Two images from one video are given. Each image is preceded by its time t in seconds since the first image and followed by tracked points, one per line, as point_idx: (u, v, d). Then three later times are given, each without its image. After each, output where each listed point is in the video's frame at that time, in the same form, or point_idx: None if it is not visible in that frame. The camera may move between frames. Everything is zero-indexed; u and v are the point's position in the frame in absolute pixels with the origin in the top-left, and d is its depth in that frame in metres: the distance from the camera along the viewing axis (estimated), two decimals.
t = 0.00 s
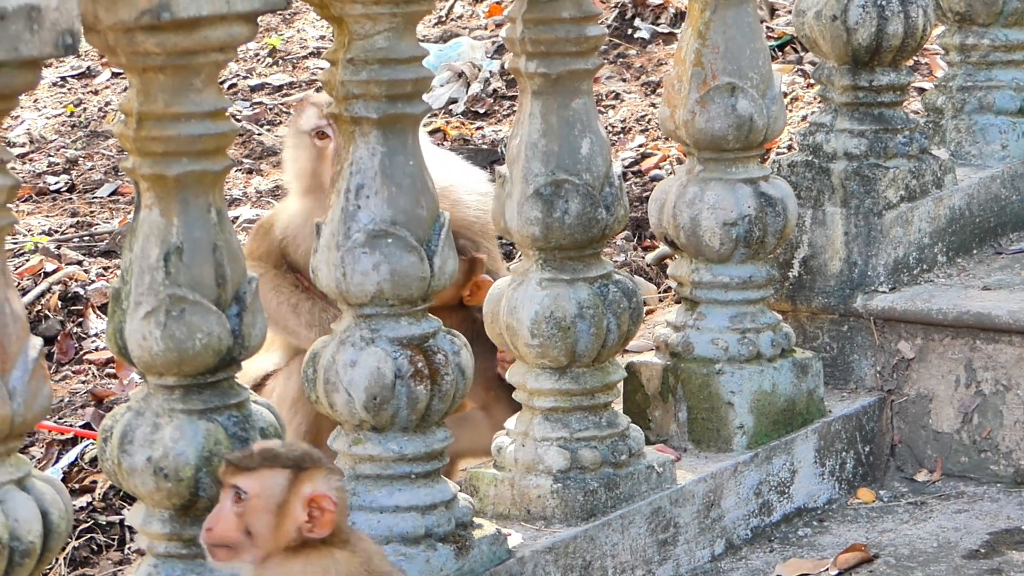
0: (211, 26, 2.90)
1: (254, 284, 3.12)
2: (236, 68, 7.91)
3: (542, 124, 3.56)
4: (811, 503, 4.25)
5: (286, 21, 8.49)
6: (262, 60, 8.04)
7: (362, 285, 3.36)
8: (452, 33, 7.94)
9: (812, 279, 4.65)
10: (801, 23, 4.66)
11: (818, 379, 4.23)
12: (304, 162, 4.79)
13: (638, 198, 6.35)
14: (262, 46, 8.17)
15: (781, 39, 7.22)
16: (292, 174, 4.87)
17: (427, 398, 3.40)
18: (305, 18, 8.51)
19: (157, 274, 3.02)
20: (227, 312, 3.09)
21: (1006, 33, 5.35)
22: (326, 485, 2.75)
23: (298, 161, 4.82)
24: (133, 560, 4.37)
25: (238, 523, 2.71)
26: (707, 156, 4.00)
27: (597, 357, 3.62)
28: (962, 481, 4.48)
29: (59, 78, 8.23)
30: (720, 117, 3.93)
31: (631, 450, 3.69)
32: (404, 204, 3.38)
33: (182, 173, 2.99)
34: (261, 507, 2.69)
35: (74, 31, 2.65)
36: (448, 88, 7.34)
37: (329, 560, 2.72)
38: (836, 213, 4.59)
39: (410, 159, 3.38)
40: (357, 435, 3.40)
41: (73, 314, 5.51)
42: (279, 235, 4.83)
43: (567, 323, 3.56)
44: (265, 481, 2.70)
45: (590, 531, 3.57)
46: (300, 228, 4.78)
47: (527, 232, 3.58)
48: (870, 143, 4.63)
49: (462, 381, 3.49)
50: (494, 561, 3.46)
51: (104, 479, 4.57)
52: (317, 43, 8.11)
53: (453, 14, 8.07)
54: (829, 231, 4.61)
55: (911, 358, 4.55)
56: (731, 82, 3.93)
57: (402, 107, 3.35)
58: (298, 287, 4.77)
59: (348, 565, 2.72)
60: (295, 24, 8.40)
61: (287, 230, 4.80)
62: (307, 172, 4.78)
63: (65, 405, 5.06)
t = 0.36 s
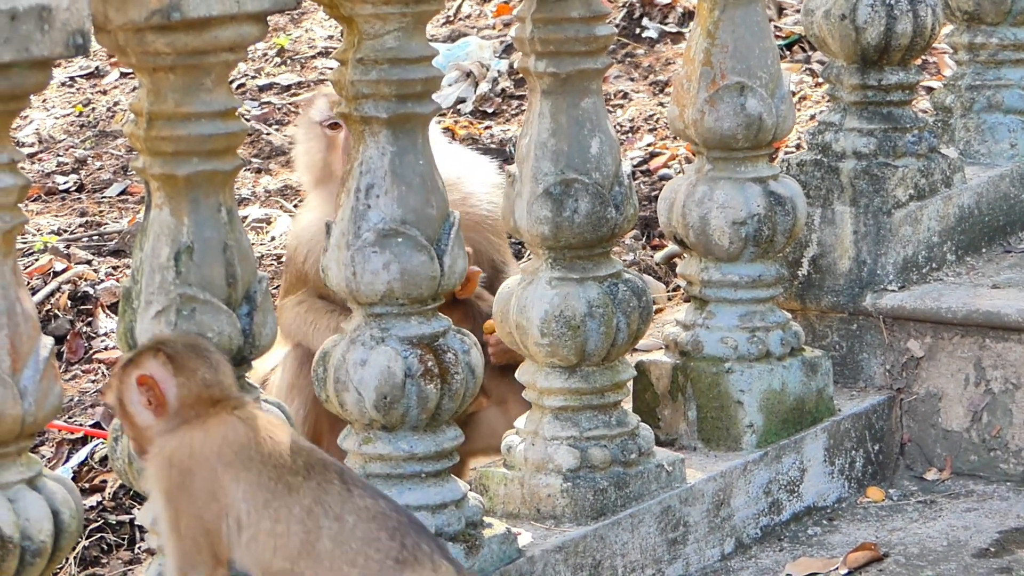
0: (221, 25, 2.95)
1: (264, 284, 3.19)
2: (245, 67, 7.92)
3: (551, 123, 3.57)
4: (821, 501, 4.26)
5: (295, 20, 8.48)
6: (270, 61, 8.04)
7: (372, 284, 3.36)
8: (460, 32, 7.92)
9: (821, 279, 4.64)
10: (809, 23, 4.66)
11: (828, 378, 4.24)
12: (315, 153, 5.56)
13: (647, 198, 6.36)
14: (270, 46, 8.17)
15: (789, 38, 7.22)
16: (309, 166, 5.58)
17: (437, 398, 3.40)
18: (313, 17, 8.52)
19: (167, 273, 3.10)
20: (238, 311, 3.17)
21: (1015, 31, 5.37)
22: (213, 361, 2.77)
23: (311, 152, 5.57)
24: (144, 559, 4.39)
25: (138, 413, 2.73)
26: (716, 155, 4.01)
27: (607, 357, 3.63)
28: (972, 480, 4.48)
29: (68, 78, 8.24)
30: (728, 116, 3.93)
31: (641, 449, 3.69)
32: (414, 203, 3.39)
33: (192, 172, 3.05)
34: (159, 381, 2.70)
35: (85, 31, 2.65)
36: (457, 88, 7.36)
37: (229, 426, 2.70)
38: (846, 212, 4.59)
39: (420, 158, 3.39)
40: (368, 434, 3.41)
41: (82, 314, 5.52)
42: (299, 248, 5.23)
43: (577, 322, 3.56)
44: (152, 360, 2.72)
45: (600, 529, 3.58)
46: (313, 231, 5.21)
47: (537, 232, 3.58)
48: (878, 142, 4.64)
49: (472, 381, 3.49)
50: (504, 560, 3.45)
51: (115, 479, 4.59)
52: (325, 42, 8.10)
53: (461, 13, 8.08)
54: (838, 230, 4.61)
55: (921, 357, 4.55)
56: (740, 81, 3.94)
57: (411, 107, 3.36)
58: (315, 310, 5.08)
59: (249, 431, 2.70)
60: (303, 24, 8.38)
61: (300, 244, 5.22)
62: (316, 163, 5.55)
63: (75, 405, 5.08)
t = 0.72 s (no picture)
0: (233, 28, 2.96)
1: (276, 285, 3.22)
2: (256, 68, 7.93)
3: (563, 124, 3.57)
4: (832, 503, 4.26)
5: (307, 22, 8.49)
6: (282, 62, 8.04)
7: (384, 286, 3.36)
8: (471, 34, 7.91)
9: (833, 280, 4.66)
10: (821, 24, 4.66)
11: (840, 380, 4.23)
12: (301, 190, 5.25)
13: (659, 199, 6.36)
14: (282, 47, 8.16)
15: (801, 38, 7.20)
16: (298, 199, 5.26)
17: (449, 399, 3.41)
18: (324, 19, 8.53)
19: (180, 275, 3.11)
20: (251, 313, 3.19)
21: None
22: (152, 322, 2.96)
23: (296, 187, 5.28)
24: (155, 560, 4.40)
25: (85, 380, 2.92)
26: (729, 157, 4.01)
27: (619, 358, 3.63)
28: (984, 481, 4.48)
29: (79, 80, 8.25)
30: (740, 118, 3.93)
31: (653, 451, 3.69)
32: (426, 205, 3.39)
33: (204, 174, 3.06)
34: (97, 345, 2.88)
35: (97, 33, 2.66)
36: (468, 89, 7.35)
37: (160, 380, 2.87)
38: (857, 213, 4.60)
39: (432, 159, 3.40)
40: (380, 436, 3.41)
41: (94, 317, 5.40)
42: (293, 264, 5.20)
43: (589, 324, 3.57)
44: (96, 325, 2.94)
45: (612, 531, 3.58)
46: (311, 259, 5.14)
47: (548, 233, 3.58)
48: (890, 143, 4.64)
49: (484, 382, 3.49)
50: (516, 561, 3.46)
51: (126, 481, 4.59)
52: (337, 44, 8.10)
53: (473, 14, 8.09)
54: (849, 232, 4.62)
55: (932, 358, 4.55)
56: (752, 82, 3.94)
57: (423, 108, 3.36)
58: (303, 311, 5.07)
59: (177, 381, 2.86)
60: (314, 26, 8.38)
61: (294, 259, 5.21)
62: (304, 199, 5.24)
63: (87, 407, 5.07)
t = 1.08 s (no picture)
0: (245, 30, 2.95)
1: (289, 288, 3.22)
2: (269, 71, 7.94)
3: (576, 127, 3.56)
4: (846, 506, 4.25)
5: (320, 24, 8.50)
6: (295, 64, 8.06)
7: (397, 290, 3.36)
8: (485, 35, 7.90)
9: (847, 283, 4.64)
10: (835, 27, 4.64)
11: (853, 383, 4.23)
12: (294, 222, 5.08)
13: (672, 201, 6.36)
14: (296, 49, 8.18)
15: (814, 40, 7.19)
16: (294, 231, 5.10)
17: (462, 402, 3.40)
18: (337, 21, 8.54)
19: (193, 278, 3.12)
20: (264, 316, 3.19)
21: None
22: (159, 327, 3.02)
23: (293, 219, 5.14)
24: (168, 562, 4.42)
25: (92, 375, 2.92)
26: (742, 159, 4.01)
27: (632, 361, 3.63)
28: (999, 485, 4.48)
29: (92, 82, 8.25)
30: (754, 120, 3.93)
31: (666, 454, 3.69)
32: (439, 208, 3.38)
33: (217, 177, 3.06)
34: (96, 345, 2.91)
35: (110, 37, 2.67)
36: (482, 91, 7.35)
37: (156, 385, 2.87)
38: (871, 216, 4.59)
39: (445, 163, 3.39)
40: (393, 440, 3.40)
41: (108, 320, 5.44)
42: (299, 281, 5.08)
43: (602, 327, 3.56)
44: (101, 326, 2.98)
45: (625, 534, 3.57)
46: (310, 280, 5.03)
47: (561, 236, 3.58)
48: (904, 146, 4.64)
49: (497, 385, 3.48)
50: (529, 565, 3.46)
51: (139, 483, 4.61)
52: (351, 46, 8.10)
53: (486, 16, 8.08)
54: (863, 234, 4.61)
55: (946, 361, 4.55)
56: (765, 85, 3.94)
57: (436, 111, 3.36)
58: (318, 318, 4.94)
59: (173, 388, 2.87)
60: (327, 28, 8.38)
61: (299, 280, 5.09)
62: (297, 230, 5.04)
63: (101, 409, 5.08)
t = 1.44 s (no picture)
0: (260, 36, 2.94)
1: (305, 294, 3.21)
2: (285, 75, 7.96)
3: (592, 132, 3.56)
4: (863, 511, 4.24)
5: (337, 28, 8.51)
6: (311, 69, 8.07)
7: (412, 295, 3.34)
8: (501, 40, 7.92)
9: (863, 287, 4.65)
10: (850, 30, 4.64)
11: (870, 387, 4.23)
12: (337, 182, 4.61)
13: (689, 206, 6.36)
14: (312, 54, 8.20)
15: (831, 44, 7.23)
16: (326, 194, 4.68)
17: (478, 408, 3.38)
18: (354, 25, 8.55)
19: (208, 283, 3.10)
20: (279, 322, 3.18)
21: None
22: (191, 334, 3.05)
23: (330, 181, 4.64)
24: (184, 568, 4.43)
25: (133, 374, 2.98)
26: (758, 163, 4.00)
27: (648, 366, 3.63)
28: (1016, 490, 4.47)
29: (109, 87, 8.25)
30: (770, 125, 3.93)
31: (682, 459, 3.69)
32: (455, 213, 3.37)
33: (231, 182, 3.05)
34: (144, 347, 2.96)
35: (125, 41, 2.68)
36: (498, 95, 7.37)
37: (193, 394, 2.91)
38: (887, 220, 4.60)
39: (460, 167, 3.38)
40: (408, 445, 3.39)
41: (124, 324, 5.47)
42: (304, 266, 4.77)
43: (618, 332, 3.56)
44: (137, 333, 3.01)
45: (641, 540, 3.56)
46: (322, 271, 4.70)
47: (577, 241, 3.57)
48: (921, 150, 4.63)
49: (513, 390, 3.46)
50: (544, 571, 3.45)
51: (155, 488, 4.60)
52: (367, 51, 8.12)
53: (502, 21, 8.10)
54: (880, 238, 4.62)
55: (964, 365, 4.54)
56: (781, 89, 3.93)
57: (451, 116, 3.35)
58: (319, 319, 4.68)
59: (208, 399, 2.89)
60: (343, 32, 8.40)
61: (304, 266, 4.77)
62: (340, 198, 4.61)
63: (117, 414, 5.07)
